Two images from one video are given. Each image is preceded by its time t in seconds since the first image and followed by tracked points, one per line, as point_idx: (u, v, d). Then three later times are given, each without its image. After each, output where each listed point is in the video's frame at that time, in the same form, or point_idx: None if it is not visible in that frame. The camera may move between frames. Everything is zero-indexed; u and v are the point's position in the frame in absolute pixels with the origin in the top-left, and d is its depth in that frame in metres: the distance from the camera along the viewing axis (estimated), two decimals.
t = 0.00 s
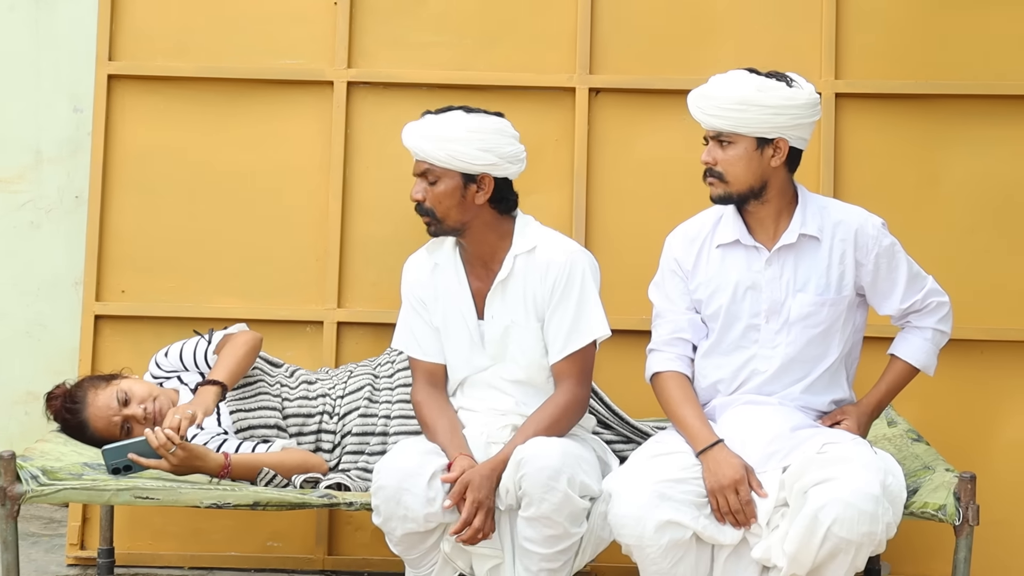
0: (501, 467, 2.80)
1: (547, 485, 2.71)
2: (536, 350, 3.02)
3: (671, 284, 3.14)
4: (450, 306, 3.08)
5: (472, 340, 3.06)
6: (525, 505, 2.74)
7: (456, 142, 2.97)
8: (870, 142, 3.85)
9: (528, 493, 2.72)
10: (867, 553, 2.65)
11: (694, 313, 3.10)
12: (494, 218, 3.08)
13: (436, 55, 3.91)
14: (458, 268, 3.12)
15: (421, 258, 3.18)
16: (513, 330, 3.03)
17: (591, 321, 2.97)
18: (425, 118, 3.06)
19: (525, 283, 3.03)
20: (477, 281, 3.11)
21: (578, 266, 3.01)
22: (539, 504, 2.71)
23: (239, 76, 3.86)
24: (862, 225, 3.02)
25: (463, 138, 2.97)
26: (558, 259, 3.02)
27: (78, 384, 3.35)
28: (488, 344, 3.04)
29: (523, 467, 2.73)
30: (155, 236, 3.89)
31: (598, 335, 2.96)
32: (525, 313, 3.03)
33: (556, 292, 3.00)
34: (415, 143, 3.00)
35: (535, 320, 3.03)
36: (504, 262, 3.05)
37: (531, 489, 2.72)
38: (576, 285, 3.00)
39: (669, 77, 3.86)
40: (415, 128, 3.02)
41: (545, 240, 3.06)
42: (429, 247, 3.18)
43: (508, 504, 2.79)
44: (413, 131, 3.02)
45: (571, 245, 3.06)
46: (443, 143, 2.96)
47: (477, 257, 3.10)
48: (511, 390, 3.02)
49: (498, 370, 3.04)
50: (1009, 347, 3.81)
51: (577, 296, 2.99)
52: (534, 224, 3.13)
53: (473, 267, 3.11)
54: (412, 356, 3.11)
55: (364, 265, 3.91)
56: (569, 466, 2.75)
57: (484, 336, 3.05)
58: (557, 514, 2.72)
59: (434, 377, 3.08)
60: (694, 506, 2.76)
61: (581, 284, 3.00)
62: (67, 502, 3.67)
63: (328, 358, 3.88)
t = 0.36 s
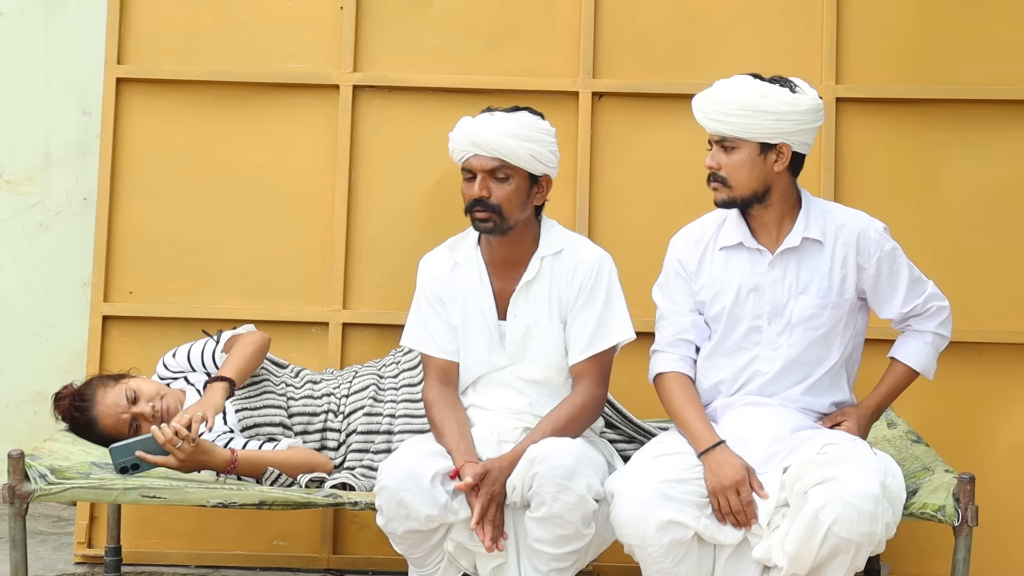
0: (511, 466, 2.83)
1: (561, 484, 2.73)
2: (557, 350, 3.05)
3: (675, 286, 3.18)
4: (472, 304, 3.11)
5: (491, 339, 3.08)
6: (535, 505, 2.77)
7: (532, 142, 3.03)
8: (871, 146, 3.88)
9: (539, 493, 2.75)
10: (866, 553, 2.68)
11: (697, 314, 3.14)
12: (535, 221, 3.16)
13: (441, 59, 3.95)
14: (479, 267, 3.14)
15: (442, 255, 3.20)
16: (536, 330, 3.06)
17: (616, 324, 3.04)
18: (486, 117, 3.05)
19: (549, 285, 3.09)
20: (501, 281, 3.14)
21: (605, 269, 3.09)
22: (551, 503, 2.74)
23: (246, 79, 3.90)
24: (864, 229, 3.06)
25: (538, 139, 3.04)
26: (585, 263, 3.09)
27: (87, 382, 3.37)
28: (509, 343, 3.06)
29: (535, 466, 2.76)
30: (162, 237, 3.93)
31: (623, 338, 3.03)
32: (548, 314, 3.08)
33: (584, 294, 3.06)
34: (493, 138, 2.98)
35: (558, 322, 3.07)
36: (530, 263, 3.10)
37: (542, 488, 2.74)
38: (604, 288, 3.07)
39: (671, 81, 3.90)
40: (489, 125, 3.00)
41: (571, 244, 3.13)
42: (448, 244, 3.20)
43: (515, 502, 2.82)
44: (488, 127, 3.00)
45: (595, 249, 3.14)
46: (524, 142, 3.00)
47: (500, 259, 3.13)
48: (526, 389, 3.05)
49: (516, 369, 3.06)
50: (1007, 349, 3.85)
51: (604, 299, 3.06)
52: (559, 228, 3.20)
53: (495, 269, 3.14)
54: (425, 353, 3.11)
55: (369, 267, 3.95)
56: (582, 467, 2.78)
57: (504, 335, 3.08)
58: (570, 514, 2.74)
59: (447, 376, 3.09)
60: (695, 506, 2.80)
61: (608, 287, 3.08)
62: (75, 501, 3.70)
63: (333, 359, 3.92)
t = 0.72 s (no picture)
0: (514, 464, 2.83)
1: (567, 484, 2.74)
2: (573, 351, 3.05)
3: (677, 284, 3.18)
4: (489, 299, 3.09)
5: (506, 337, 3.06)
6: (541, 504, 2.77)
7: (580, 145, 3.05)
8: (872, 145, 3.88)
9: (544, 492, 2.75)
10: (868, 552, 2.68)
11: (699, 313, 3.14)
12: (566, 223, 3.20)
13: (442, 58, 3.95)
14: (499, 263, 3.12)
15: (462, 247, 3.18)
16: (554, 330, 3.06)
17: (635, 331, 3.06)
18: (539, 117, 3.02)
19: (569, 288, 3.09)
20: (520, 280, 3.12)
21: (628, 276, 3.11)
22: (556, 502, 2.74)
23: (247, 77, 3.90)
24: (867, 229, 3.07)
25: (585, 140, 3.06)
26: (610, 267, 3.11)
27: (90, 379, 3.38)
28: (525, 342, 3.05)
29: (540, 465, 2.76)
30: (164, 235, 3.94)
31: (641, 344, 3.04)
32: (567, 315, 3.07)
33: (606, 299, 3.07)
34: (552, 138, 2.97)
35: (576, 323, 3.07)
36: (554, 264, 3.10)
37: (547, 488, 2.75)
38: (626, 293, 3.09)
39: (673, 80, 3.90)
40: (546, 125, 2.98)
41: (595, 248, 3.14)
42: (470, 238, 3.18)
43: (518, 501, 2.82)
44: (546, 127, 2.98)
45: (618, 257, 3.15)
46: (577, 143, 3.03)
47: (520, 259, 3.11)
48: (535, 388, 3.04)
49: (528, 368, 3.04)
50: (1008, 348, 3.85)
51: (625, 304, 3.07)
52: (582, 232, 3.20)
53: (517, 266, 3.12)
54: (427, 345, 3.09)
55: (370, 265, 3.95)
56: (587, 466, 2.79)
57: (521, 334, 3.06)
58: (576, 513, 2.74)
59: (447, 367, 3.06)
60: (696, 505, 2.80)
61: (629, 292, 3.09)
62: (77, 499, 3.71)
63: (334, 358, 3.92)
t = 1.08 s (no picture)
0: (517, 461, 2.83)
1: (570, 485, 2.74)
2: (576, 351, 3.05)
3: (678, 281, 3.19)
4: (495, 295, 3.09)
5: (510, 333, 3.06)
6: (544, 504, 2.78)
7: (566, 146, 2.99)
8: (871, 143, 3.89)
9: (547, 492, 2.76)
10: (867, 550, 2.69)
11: (700, 310, 3.15)
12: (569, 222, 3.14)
13: (443, 54, 3.96)
14: (507, 258, 3.12)
15: (470, 241, 3.17)
16: (558, 331, 3.06)
17: (637, 335, 3.04)
18: (530, 113, 3.02)
19: (574, 288, 3.08)
20: (526, 277, 3.12)
21: (635, 279, 3.09)
22: (559, 503, 2.75)
23: (248, 73, 3.91)
24: (868, 227, 3.07)
25: (573, 142, 3.00)
26: (617, 270, 3.09)
27: (94, 374, 3.39)
28: (528, 340, 3.05)
29: (544, 465, 2.76)
30: (164, 231, 3.94)
31: (644, 348, 3.03)
32: (571, 316, 3.06)
33: (610, 300, 3.06)
34: (526, 138, 2.97)
35: (581, 325, 3.07)
36: (561, 264, 3.09)
37: (551, 488, 2.75)
38: (632, 295, 3.07)
39: (673, 77, 3.90)
40: (527, 120, 2.99)
41: (603, 251, 3.13)
42: (480, 232, 3.18)
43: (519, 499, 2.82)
44: (524, 126, 2.98)
45: (625, 259, 3.14)
46: (556, 145, 2.97)
47: (528, 257, 3.12)
48: (538, 386, 3.04)
49: (530, 367, 3.05)
50: (1007, 346, 3.86)
51: (630, 306, 3.06)
52: (590, 231, 3.19)
53: (524, 262, 3.12)
54: (423, 333, 3.10)
55: (370, 261, 3.95)
56: (592, 468, 2.79)
57: (525, 332, 3.06)
58: (579, 514, 2.75)
59: (441, 356, 3.07)
60: (695, 502, 2.80)
61: (635, 295, 3.08)
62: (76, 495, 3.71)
63: (334, 354, 3.92)
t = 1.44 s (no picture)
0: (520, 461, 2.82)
1: (575, 488, 2.74)
2: (567, 350, 3.04)
3: (679, 278, 3.19)
4: (481, 296, 3.08)
5: (500, 333, 3.06)
6: (548, 506, 2.78)
7: (531, 143, 2.98)
8: (870, 140, 3.89)
9: (553, 494, 2.76)
10: (866, 547, 2.69)
11: (700, 307, 3.15)
12: (547, 216, 3.12)
13: (441, 52, 3.96)
14: (492, 258, 3.11)
15: (454, 243, 3.15)
16: (548, 330, 3.05)
17: (630, 333, 3.04)
18: (492, 115, 3.01)
19: (563, 287, 3.07)
20: (512, 276, 3.11)
21: (623, 275, 3.08)
22: (564, 506, 2.75)
23: (247, 71, 3.91)
24: (869, 225, 3.08)
25: (536, 139, 2.98)
26: (603, 267, 3.08)
27: (97, 371, 3.38)
28: (518, 340, 3.04)
29: (549, 468, 2.76)
30: (163, 229, 3.94)
31: (640, 345, 3.03)
32: (561, 316, 3.06)
33: (599, 298, 3.05)
34: (488, 141, 2.97)
35: (571, 324, 3.06)
36: (547, 263, 3.08)
37: (556, 490, 2.75)
38: (620, 292, 3.07)
39: (671, 75, 3.91)
40: (486, 122, 2.99)
41: (589, 247, 3.12)
42: (463, 234, 3.16)
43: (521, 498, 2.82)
44: (485, 130, 2.97)
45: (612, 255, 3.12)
46: (519, 143, 2.96)
47: (515, 254, 3.12)
48: (531, 387, 3.04)
49: (522, 367, 3.04)
50: (1006, 343, 3.86)
51: (620, 304, 3.05)
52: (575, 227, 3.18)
53: (509, 260, 3.12)
54: (411, 336, 3.09)
55: (369, 259, 3.95)
56: (596, 470, 2.79)
57: (514, 332, 3.05)
58: (584, 517, 2.75)
59: (428, 359, 3.07)
60: (694, 500, 2.80)
61: (624, 294, 3.07)
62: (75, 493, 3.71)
63: (333, 352, 3.92)
